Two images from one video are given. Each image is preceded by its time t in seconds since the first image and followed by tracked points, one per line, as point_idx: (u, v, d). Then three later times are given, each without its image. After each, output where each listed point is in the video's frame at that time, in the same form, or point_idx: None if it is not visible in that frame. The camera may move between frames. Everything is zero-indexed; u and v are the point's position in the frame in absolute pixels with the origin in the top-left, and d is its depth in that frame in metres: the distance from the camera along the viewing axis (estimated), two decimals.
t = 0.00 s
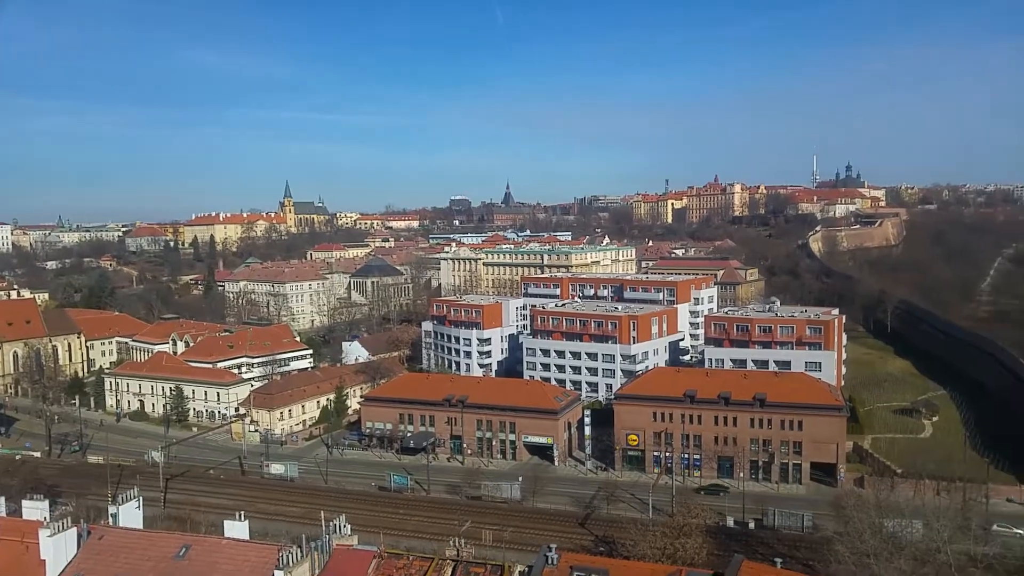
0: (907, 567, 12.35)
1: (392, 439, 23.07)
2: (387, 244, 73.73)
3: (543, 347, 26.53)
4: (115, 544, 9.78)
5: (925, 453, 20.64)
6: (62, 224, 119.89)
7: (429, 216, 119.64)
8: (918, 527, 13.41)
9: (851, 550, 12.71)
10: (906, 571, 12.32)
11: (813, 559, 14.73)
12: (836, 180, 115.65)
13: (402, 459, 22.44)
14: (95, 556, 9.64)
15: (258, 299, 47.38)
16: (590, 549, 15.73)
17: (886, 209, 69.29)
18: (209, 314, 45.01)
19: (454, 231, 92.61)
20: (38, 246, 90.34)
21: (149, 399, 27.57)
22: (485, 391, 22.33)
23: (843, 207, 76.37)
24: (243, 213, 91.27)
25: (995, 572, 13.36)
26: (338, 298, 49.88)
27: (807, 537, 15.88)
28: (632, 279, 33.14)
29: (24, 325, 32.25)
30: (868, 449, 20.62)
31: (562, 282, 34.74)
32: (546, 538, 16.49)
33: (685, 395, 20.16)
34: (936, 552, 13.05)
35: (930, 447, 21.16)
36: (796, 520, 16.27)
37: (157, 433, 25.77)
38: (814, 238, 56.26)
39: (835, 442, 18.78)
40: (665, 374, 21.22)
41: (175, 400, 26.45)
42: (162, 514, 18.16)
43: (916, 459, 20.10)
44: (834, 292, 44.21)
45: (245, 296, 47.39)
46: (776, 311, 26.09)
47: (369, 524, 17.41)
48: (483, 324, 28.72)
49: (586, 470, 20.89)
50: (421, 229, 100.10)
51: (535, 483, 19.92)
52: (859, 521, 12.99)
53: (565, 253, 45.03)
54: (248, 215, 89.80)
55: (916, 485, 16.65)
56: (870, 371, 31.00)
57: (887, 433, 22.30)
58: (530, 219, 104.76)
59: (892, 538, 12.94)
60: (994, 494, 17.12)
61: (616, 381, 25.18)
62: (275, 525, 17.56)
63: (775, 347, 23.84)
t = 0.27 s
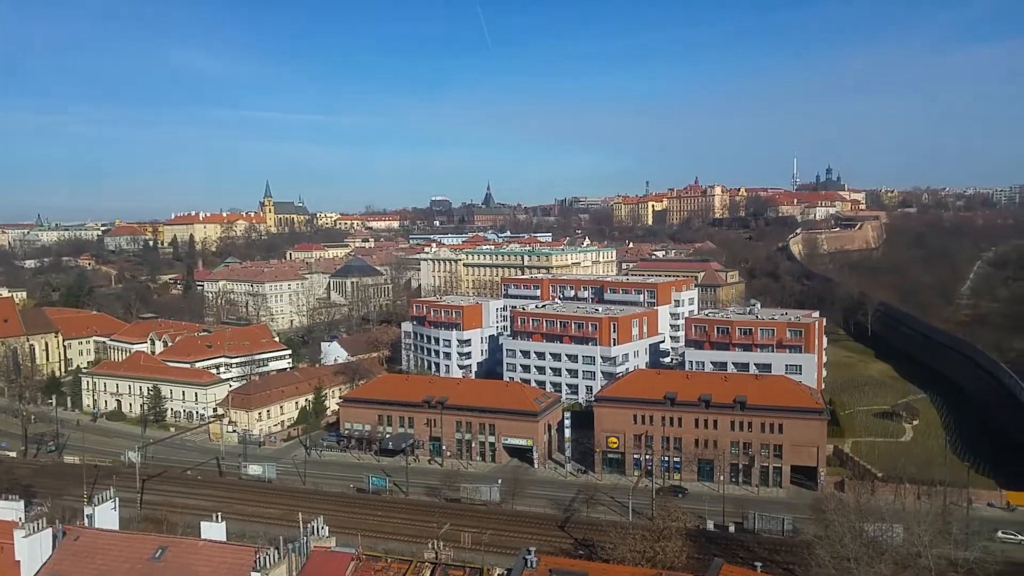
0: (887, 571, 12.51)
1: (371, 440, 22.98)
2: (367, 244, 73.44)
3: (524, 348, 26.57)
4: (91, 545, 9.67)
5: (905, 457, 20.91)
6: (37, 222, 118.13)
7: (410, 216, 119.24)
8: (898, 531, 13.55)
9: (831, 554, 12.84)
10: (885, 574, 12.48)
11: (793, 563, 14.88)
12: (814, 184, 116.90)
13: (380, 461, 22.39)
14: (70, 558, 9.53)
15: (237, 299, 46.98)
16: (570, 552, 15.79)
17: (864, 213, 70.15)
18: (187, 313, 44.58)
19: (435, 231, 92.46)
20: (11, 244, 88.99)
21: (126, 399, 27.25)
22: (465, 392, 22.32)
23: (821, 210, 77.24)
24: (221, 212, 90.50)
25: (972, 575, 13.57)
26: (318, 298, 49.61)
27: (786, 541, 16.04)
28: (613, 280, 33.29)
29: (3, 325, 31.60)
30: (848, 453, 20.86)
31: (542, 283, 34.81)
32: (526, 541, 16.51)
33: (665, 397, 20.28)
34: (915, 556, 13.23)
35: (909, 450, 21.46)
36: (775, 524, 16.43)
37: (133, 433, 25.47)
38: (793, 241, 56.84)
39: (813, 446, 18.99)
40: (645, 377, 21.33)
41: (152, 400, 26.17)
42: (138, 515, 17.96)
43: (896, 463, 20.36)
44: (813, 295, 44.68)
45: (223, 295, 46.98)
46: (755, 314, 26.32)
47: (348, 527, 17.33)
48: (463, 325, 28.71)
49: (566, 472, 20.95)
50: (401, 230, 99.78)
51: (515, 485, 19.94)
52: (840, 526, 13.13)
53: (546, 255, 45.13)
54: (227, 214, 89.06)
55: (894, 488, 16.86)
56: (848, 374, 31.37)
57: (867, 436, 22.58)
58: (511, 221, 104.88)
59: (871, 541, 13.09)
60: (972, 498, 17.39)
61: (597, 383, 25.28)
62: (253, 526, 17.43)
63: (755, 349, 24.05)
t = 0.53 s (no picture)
0: (863, 568, 12.71)
1: (353, 440, 22.94)
2: (349, 244, 73.15)
3: (506, 349, 26.64)
4: (70, 546, 9.60)
5: (882, 456, 21.22)
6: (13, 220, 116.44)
7: (393, 216, 118.89)
8: (875, 529, 13.76)
9: (809, 551, 13.03)
10: (861, 572, 12.68)
11: (771, 561, 15.07)
12: (795, 186, 118.04)
13: (362, 461, 22.36)
14: (49, 559, 9.45)
15: (217, 299, 46.64)
16: (552, 551, 15.87)
17: (843, 216, 70.97)
18: (167, 313, 44.19)
19: (417, 232, 92.27)
20: None
21: (106, 400, 26.98)
22: (448, 393, 22.34)
23: (801, 213, 78.03)
24: (202, 212, 89.72)
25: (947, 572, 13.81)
26: (299, 298, 49.38)
27: (766, 539, 16.25)
28: (595, 281, 33.45)
29: None
30: (827, 452, 21.12)
31: (525, 284, 34.90)
32: (507, 540, 16.58)
33: (646, 397, 20.44)
34: (891, 553, 13.45)
35: (887, 450, 21.75)
36: (755, 522, 16.63)
37: (113, 434, 25.23)
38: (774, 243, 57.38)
39: (792, 445, 19.22)
40: (627, 377, 21.49)
41: (132, 401, 25.93)
42: (118, 516, 17.81)
43: (873, 462, 20.63)
44: (793, 296, 45.14)
45: (204, 296, 46.63)
46: (735, 315, 26.57)
47: (330, 527, 17.30)
48: (446, 326, 28.73)
49: (547, 472, 21.05)
50: (383, 230, 99.46)
51: (497, 485, 20.00)
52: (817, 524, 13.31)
53: (529, 256, 45.24)
54: (208, 214, 88.32)
55: (871, 487, 17.12)
56: (827, 374, 31.75)
57: (845, 436, 22.86)
58: (494, 222, 104.90)
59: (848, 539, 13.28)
60: (947, 497, 17.68)
61: (578, 383, 25.41)
62: (234, 526, 17.36)
63: (736, 350, 24.27)
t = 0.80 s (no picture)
0: (844, 563, 12.85)
1: (337, 441, 22.88)
2: (332, 244, 72.86)
3: (490, 348, 26.66)
4: (51, 550, 9.51)
5: (862, 452, 21.46)
6: None
7: (376, 216, 118.51)
8: (856, 524, 13.92)
9: (791, 547, 13.16)
10: (842, 566, 12.83)
11: (754, 557, 15.20)
12: (776, 185, 118.97)
13: (346, 461, 22.30)
14: (30, 564, 9.36)
15: (199, 300, 46.29)
16: (536, 549, 15.92)
17: (823, 214, 71.63)
18: (148, 314, 43.80)
19: (401, 231, 92.02)
20: None
21: (86, 402, 26.70)
22: (432, 392, 22.33)
23: (783, 212, 78.71)
24: (183, 212, 88.93)
25: (925, 566, 14.00)
26: (282, 299, 49.11)
27: (748, 535, 16.40)
28: (579, 280, 33.55)
29: None
30: (809, 449, 21.31)
31: (509, 284, 34.93)
32: (492, 539, 16.61)
33: (630, 396, 20.54)
34: (871, 548, 13.61)
35: (866, 446, 22.01)
36: (737, 519, 16.78)
37: (94, 436, 24.97)
38: (756, 242, 57.81)
39: (774, 442, 19.40)
40: (610, 375, 21.58)
41: (113, 403, 25.67)
42: (99, 520, 17.65)
43: (854, 458, 20.85)
44: (774, 295, 45.52)
45: (185, 296, 46.26)
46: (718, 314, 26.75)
47: (314, 527, 17.25)
48: (430, 326, 28.71)
49: (532, 470, 21.11)
50: (367, 230, 99.14)
51: (482, 484, 20.03)
52: (800, 519, 13.44)
53: (513, 255, 45.29)
54: (189, 214, 87.58)
55: (852, 483, 17.32)
56: (808, 372, 32.04)
57: (826, 433, 23.09)
58: (477, 221, 104.90)
59: (829, 535, 13.43)
60: (926, 492, 17.90)
61: (563, 382, 25.49)
62: (218, 528, 17.26)
63: (718, 348, 24.45)
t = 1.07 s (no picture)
0: (825, 556, 12.97)
1: (322, 442, 22.77)
2: (315, 244, 72.47)
3: (475, 347, 26.63)
4: (31, 556, 9.40)
5: (844, 446, 21.67)
6: None
7: (359, 215, 118.04)
8: (837, 518, 14.05)
9: (774, 541, 13.27)
10: (824, 559, 12.93)
11: (738, 552, 15.31)
12: (758, 182, 119.79)
13: (331, 462, 22.22)
14: (9, 569, 9.25)
15: (181, 302, 45.89)
16: (522, 547, 15.94)
17: (805, 212, 72.23)
18: (128, 316, 43.36)
19: (384, 231, 91.70)
20: None
21: (65, 406, 26.40)
22: (417, 392, 22.28)
23: (764, 209, 79.30)
24: (164, 213, 88.03)
25: (905, 558, 14.17)
26: (265, 299, 48.79)
27: (732, 530, 16.51)
28: (563, 279, 33.60)
29: None
30: (791, 444, 21.48)
31: (493, 282, 34.91)
32: (477, 538, 16.62)
33: (614, 393, 20.62)
34: (852, 541, 13.74)
35: (848, 440, 22.23)
36: (722, 514, 16.88)
37: (74, 440, 24.69)
38: (738, 239, 58.18)
39: (757, 438, 19.53)
40: (595, 372, 21.64)
41: (93, 406, 25.40)
42: (80, 524, 17.46)
43: (835, 453, 21.04)
44: (756, 291, 45.84)
45: (166, 298, 45.85)
46: (701, 311, 26.90)
47: (299, 529, 17.18)
48: (415, 325, 28.64)
49: (517, 469, 21.13)
50: (350, 229, 98.71)
51: (467, 483, 20.02)
52: (782, 514, 13.52)
53: (497, 254, 45.28)
54: (170, 214, 86.77)
55: (833, 477, 17.47)
56: (791, 368, 32.30)
57: (808, 428, 23.28)
58: (461, 220, 104.78)
59: (812, 528, 13.54)
60: (905, 484, 18.10)
61: (548, 380, 25.53)
62: (201, 531, 17.14)
63: (701, 345, 24.59)
